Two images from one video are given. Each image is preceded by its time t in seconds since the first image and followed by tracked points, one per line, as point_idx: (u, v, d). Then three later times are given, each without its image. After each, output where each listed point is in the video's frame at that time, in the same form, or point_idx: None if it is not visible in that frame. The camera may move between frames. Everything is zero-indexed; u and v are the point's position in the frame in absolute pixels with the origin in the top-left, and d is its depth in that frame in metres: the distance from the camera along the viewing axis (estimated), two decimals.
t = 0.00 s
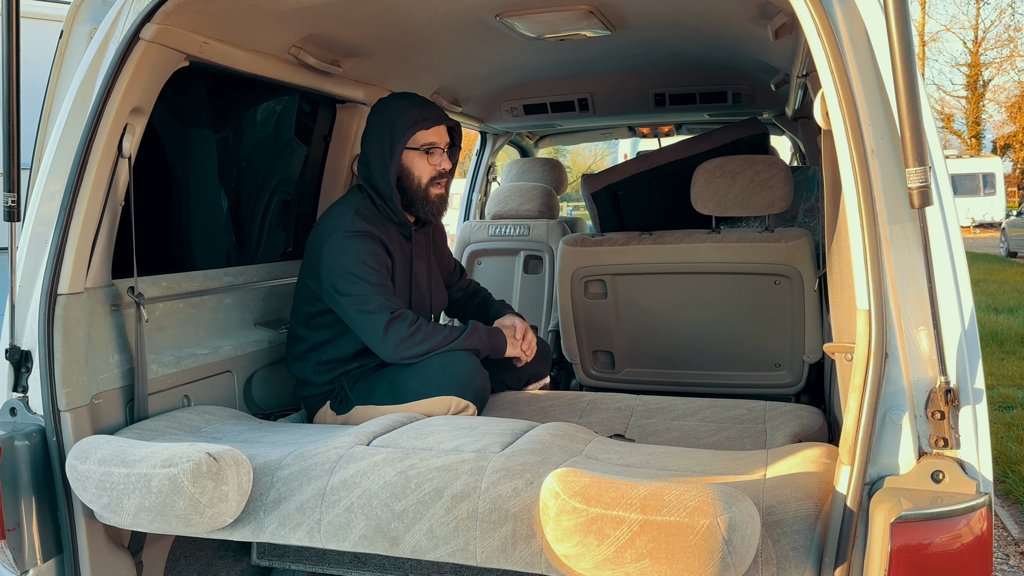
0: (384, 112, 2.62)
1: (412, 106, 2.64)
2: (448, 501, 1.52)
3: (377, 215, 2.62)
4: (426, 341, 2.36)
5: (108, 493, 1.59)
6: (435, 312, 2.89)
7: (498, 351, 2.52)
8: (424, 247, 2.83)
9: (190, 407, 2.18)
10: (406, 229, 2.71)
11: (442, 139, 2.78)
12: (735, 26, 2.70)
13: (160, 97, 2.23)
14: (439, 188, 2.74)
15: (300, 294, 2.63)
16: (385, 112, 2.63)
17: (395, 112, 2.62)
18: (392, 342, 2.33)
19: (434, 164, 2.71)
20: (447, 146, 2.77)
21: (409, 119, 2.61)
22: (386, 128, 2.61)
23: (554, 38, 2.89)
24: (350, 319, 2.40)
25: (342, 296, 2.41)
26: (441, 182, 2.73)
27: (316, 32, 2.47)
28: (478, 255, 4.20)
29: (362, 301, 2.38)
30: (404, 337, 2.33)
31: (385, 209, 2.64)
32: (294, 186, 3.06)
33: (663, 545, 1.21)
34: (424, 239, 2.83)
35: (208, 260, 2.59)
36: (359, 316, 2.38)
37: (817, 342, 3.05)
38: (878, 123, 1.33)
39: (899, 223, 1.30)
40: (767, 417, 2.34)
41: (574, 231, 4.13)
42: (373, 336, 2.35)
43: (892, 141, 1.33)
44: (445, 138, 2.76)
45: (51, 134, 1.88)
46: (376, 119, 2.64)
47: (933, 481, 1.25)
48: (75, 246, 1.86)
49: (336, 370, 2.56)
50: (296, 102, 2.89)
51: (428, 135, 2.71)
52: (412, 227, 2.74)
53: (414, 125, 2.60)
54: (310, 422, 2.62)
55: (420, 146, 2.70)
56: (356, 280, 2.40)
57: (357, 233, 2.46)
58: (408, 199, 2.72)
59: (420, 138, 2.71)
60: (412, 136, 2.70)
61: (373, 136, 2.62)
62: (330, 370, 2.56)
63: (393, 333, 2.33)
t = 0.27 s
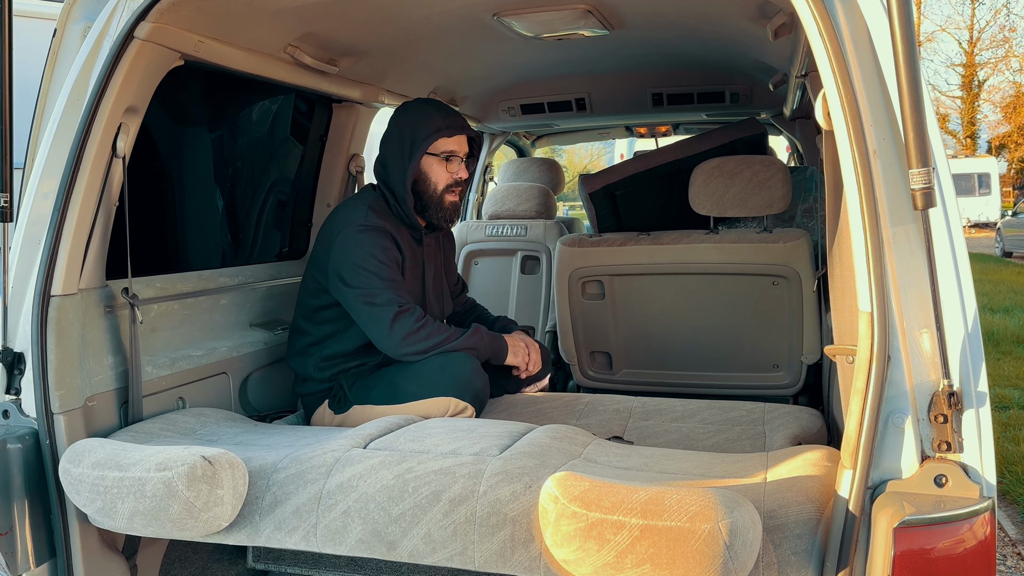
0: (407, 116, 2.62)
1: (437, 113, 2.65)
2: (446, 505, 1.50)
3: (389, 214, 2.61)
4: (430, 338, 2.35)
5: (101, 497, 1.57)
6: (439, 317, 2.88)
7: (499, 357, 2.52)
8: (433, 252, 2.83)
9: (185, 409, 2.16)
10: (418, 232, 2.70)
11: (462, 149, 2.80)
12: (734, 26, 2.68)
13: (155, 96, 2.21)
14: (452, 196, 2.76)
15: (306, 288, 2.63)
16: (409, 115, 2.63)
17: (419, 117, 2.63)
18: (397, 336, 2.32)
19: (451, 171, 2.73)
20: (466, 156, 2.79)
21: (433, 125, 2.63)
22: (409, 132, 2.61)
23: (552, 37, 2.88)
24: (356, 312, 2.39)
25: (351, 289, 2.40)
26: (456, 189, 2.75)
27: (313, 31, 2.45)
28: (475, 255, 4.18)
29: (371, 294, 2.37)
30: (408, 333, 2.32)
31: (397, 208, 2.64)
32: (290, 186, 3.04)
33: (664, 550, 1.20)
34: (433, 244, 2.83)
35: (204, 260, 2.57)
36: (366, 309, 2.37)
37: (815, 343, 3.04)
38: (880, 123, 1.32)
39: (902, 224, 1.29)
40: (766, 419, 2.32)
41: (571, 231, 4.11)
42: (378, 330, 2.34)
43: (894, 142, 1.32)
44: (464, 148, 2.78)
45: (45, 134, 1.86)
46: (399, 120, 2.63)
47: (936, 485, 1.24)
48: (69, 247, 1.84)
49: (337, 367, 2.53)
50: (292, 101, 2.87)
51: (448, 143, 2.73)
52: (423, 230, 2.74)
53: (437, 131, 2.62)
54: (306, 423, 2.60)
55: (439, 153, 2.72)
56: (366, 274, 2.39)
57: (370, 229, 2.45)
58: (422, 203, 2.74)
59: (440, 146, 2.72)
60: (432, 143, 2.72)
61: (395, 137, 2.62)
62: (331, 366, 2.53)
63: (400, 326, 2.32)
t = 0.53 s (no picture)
0: (409, 116, 2.60)
1: (439, 114, 2.63)
2: (447, 514, 1.48)
3: (393, 216, 2.58)
4: (442, 340, 2.36)
5: (94, 506, 1.54)
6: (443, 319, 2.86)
7: (498, 366, 2.50)
8: (433, 255, 2.80)
9: (179, 415, 2.13)
10: (420, 234, 2.67)
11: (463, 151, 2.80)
12: (734, 26, 2.66)
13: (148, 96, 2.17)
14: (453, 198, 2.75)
15: (308, 289, 2.60)
16: (412, 115, 2.62)
17: (422, 118, 2.61)
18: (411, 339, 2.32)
19: (451, 173, 2.73)
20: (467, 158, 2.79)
21: (436, 126, 2.61)
22: (409, 133, 2.59)
23: (550, 37, 2.85)
24: (364, 314, 2.37)
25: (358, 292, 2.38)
26: (455, 192, 2.74)
27: (309, 31, 2.42)
28: (472, 256, 4.15)
29: (381, 296, 2.35)
30: (422, 334, 2.32)
31: (401, 210, 2.61)
32: (285, 187, 3.01)
33: (671, 562, 1.17)
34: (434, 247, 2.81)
35: (198, 262, 2.54)
36: (375, 311, 2.35)
37: (816, 345, 3.02)
38: (889, 125, 1.30)
39: (912, 229, 1.26)
40: (768, 423, 2.30)
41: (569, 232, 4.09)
42: (389, 333, 2.34)
43: (904, 144, 1.29)
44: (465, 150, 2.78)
45: (36, 135, 1.83)
46: (402, 120, 2.62)
47: (948, 493, 1.22)
48: (61, 251, 1.80)
49: (334, 370, 2.49)
50: (286, 100, 2.83)
51: (448, 144, 2.73)
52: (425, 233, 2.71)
53: (439, 132, 2.60)
54: (303, 428, 2.57)
55: (439, 154, 2.72)
56: (374, 276, 2.37)
57: (376, 231, 2.42)
58: (422, 205, 2.73)
59: (441, 146, 2.72)
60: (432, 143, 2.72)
61: (397, 137, 2.61)
62: (328, 370, 2.49)
63: (414, 327, 2.33)
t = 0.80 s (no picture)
0: (407, 113, 2.58)
1: (438, 111, 2.62)
2: (451, 524, 1.44)
3: (388, 216, 2.54)
4: (440, 344, 2.32)
5: (87, 518, 1.49)
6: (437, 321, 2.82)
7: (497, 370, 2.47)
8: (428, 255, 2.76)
9: (174, 420, 2.08)
10: (415, 234, 2.63)
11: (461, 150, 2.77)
12: (737, 24, 2.63)
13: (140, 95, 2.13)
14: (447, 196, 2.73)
15: (301, 293, 2.54)
16: (410, 112, 2.60)
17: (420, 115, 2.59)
18: (408, 342, 2.28)
19: (446, 171, 2.70)
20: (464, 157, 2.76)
21: (433, 122, 2.59)
22: (406, 129, 2.57)
23: (549, 36, 2.82)
24: (360, 317, 2.33)
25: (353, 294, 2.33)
26: (450, 190, 2.72)
27: (306, 29, 2.38)
28: (469, 257, 4.11)
29: (376, 298, 2.31)
30: (420, 338, 2.29)
31: (396, 210, 2.57)
32: (280, 188, 2.97)
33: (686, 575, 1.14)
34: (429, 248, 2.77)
35: (190, 265, 2.49)
36: (371, 314, 2.31)
37: (817, 347, 2.99)
38: (905, 127, 1.26)
39: (929, 231, 1.23)
40: (773, 427, 2.27)
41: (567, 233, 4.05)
42: (386, 336, 2.30)
43: (920, 144, 1.26)
44: (462, 148, 2.76)
45: (26, 135, 1.78)
46: (399, 117, 2.61)
47: (968, 503, 1.18)
48: (52, 253, 1.75)
49: (331, 375, 2.46)
50: (279, 100, 2.78)
51: (445, 141, 2.71)
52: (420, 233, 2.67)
53: (436, 128, 2.58)
54: (299, 433, 2.53)
55: (436, 151, 2.69)
56: (369, 278, 2.33)
57: (371, 232, 2.38)
58: (416, 202, 2.71)
59: (437, 143, 2.70)
60: (429, 140, 2.70)
61: (394, 134, 2.58)
62: (325, 375, 2.46)
63: (410, 329, 2.29)
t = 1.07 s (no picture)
0: (398, 108, 2.55)
1: (429, 106, 2.60)
2: (457, 531, 1.40)
3: (382, 215, 2.50)
4: (439, 345, 2.27)
5: (83, 527, 1.46)
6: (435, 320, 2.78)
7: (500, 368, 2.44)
8: (423, 254, 2.72)
9: (169, 424, 2.04)
10: (410, 233, 2.59)
11: (453, 145, 2.75)
12: (739, 21, 2.60)
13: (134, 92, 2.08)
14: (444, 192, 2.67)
15: (296, 296, 2.51)
16: (401, 108, 2.58)
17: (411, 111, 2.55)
18: (405, 343, 2.23)
19: (440, 167, 2.67)
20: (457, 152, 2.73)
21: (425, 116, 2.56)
22: (397, 125, 2.53)
23: (548, 33, 2.79)
24: (355, 320, 2.28)
25: (347, 297, 2.29)
26: (446, 186, 2.67)
27: (303, 24, 2.33)
28: (466, 257, 4.08)
29: (372, 301, 2.26)
30: (417, 338, 2.24)
31: (390, 210, 2.52)
32: (274, 187, 2.92)
33: None
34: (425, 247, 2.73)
35: (183, 265, 2.44)
36: (366, 317, 2.26)
37: (819, 347, 2.97)
38: (923, 124, 1.23)
39: (948, 231, 1.20)
40: (777, 429, 2.25)
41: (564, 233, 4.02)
42: (383, 338, 2.25)
43: (938, 141, 1.23)
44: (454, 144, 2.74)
45: (17, 132, 1.73)
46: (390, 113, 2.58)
47: (990, 508, 1.16)
48: (45, 252, 1.70)
49: (328, 378, 2.42)
50: (273, 99, 2.73)
51: (437, 136, 2.68)
52: (416, 233, 2.62)
53: (428, 124, 2.55)
54: (296, 437, 2.49)
55: (428, 147, 2.66)
56: (363, 280, 2.28)
57: (364, 233, 2.34)
58: (412, 199, 2.67)
59: (429, 139, 2.67)
60: (421, 136, 2.67)
61: (385, 131, 2.54)
62: (322, 378, 2.42)
63: (407, 331, 2.24)
